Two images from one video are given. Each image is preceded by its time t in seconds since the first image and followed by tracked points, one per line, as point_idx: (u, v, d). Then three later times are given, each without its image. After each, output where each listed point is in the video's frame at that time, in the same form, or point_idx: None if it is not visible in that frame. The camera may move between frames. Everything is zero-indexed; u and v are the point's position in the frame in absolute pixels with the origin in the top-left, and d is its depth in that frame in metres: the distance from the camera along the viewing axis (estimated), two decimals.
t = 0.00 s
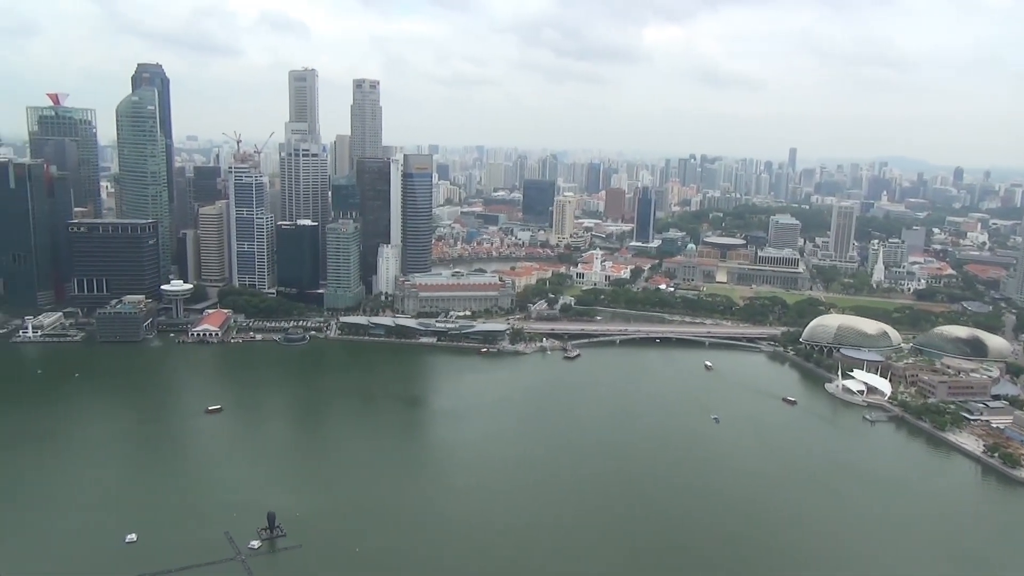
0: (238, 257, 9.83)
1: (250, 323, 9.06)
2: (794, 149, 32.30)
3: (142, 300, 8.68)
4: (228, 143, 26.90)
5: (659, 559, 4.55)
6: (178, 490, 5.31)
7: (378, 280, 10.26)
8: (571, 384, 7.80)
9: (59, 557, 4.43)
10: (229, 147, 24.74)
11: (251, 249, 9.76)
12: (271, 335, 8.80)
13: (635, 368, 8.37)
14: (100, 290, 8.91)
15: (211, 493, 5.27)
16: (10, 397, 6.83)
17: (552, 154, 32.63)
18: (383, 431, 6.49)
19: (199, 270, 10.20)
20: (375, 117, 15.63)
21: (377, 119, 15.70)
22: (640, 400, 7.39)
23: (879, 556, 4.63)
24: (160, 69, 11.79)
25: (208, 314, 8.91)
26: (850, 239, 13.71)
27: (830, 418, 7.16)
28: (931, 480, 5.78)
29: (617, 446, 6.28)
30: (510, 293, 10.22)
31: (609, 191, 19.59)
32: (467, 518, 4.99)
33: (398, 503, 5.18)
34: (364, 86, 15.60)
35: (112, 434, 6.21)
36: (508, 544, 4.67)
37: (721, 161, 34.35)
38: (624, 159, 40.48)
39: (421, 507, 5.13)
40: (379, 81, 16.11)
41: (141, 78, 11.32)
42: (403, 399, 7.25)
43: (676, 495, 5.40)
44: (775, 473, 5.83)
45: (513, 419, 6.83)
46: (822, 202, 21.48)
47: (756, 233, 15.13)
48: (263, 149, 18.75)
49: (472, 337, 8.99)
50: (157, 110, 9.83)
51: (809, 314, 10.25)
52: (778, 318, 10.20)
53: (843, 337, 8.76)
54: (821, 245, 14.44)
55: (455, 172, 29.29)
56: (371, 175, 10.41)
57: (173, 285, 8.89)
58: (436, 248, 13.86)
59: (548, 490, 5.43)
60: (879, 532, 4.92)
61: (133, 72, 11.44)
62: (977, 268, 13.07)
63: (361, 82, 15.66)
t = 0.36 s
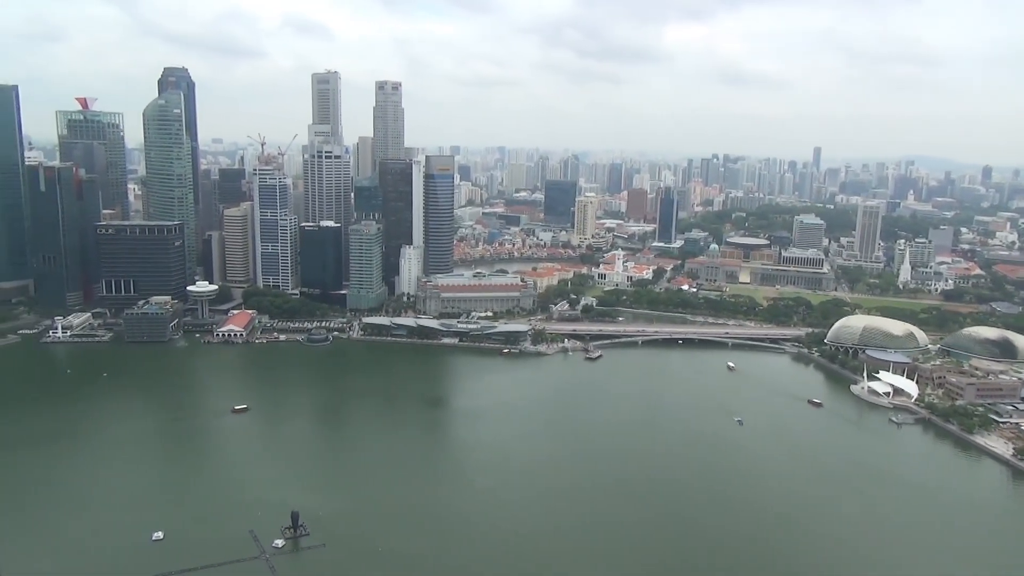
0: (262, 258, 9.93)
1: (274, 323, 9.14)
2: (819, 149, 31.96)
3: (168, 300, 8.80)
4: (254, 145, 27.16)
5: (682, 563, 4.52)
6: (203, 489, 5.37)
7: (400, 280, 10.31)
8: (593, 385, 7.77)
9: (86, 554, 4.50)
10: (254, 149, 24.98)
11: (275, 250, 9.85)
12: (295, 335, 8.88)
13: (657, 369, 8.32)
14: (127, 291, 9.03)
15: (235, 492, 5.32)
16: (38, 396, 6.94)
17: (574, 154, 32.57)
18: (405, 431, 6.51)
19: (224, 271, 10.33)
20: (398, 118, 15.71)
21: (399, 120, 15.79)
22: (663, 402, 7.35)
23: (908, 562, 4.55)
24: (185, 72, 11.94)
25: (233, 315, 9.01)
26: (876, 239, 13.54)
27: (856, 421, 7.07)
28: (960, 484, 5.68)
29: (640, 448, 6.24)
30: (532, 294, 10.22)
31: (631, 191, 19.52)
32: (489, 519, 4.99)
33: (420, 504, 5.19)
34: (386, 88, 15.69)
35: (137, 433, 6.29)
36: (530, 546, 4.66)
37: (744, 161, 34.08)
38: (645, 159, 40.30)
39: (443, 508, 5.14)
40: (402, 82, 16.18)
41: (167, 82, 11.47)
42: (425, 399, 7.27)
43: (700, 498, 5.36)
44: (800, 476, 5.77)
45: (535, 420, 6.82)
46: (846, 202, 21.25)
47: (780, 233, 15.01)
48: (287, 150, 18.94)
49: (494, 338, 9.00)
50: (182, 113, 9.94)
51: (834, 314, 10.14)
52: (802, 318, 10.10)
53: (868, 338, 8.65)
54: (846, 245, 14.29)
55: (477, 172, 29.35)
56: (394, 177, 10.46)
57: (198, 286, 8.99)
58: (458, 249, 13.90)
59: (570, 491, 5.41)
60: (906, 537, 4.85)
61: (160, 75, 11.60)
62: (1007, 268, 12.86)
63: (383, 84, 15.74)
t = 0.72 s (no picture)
0: (285, 259, 10.02)
1: (297, 324, 9.22)
2: (843, 148, 31.59)
3: (194, 301, 8.91)
4: (276, 147, 27.41)
5: (705, 566, 4.49)
6: (230, 488, 5.43)
7: (422, 281, 10.35)
8: (616, 386, 7.74)
9: (113, 551, 4.55)
10: (278, 151, 25.28)
11: (298, 252, 9.93)
12: (318, 336, 8.95)
13: (681, 371, 8.28)
14: (154, 292, 9.15)
15: (260, 492, 5.36)
16: (66, 395, 7.06)
17: (595, 155, 32.51)
18: (428, 432, 6.52)
19: (249, 272, 10.44)
20: (419, 120, 15.77)
21: (421, 122, 15.85)
22: (687, 404, 7.30)
23: (936, 568, 4.48)
24: (210, 76, 12.08)
25: (257, 316, 9.11)
26: (902, 239, 13.36)
27: (883, 423, 6.99)
28: (989, 488, 5.58)
29: (665, 450, 6.20)
30: (553, 294, 10.21)
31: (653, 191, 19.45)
32: (510, 521, 4.98)
33: (443, 504, 5.20)
34: (408, 89, 15.75)
35: (164, 432, 6.37)
36: (551, 547, 4.66)
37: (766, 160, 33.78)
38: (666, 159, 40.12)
39: (467, 509, 5.14)
40: (423, 84, 16.24)
41: (192, 85, 11.62)
42: (447, 399, 7.29)
43: (723, 500, 5.33)
44: (826, 478, 5.70)
45: (558, 421, 6.81)
46: (871, 201, 20.99)
47: (804, 233, 14.87)
48: (310, 153, 19.11)
49: (516, 338, 9.00)
50: (207, 116, 10.05)
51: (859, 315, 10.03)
52: (826, 319, 10.00)
53: (894, 339, 8.53)
54: (871, 245, 14.12)
55: (498, 173, 29.40)
56: (415, 178, 10.50)
57: (223, 287, 9.09)
58: (479, 250, 13.93)
59: (593, 493, 5.39)
60: (933, 542, 4.77)
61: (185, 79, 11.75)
62: None
63: (405, 85, 15.81)
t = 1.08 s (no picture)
0: (307, 262, 10.10)
1: (320, 326, 9.29)
2: (867, 148, 31.18)
3: (218, 304, 9.01)
4: (299, 151, 27.61)
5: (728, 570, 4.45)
6: (254, 488, 5.48)
7: (442, 284, 10.38)
8: (637, 389, 7.72)
9: (139, 550, 4.62)
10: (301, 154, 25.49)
11: (320, 255, 10.01)
12: (340, 338, 9.01)
13: (702, 373, 8.24)
14: (179, 294, 9.27)
15: (283, 492, 5.41)
16: (93, 396, 7.17)
17: (615, 156, 32.41)
18: (450, 433, 6.54)
19: (272, 275, 10.53)
20: (440, 123, 15.82)
21: (441, 125, 15.90)
22: (709, 406, 7.25)
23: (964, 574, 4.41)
24: (234, 81, 12.22)
25: (280, 318, 9.19)
26: (928, 240, 13.17)
27: (909, 426, 6.90)
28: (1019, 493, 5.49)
29: (687, 452, 6.17)
30: (574, 296, 10.20)
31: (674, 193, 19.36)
32: (532, 522, 4.98)
33: (465, 506, 5.22)
34: (429, 92, 15.82)
35: (189, 433, 6.43)
36: (572, 549, 4.66)
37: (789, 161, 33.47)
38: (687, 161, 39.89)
39: (489, 510, 5.15)
40: (444, 87, 16.30)
41: (216, 90, 11.77)
42: (469, 401, 7.31)
43: (746, 503, 5.29)
44: (851, 482, 5.64)
45: (580, 423, 6.79)
46: (896, 202, 20.71)
47: (827, 234, 14.72)
48: (330, 156, 19.25)
49: (537, 341, 9.00)
50: (231, 121, 10.17)
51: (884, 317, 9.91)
52: (851, 321, 9.90)
53: (920, 341, 8.42)
54: (896, 246, 13.94)
55: (518, 176, 29.39)
56: (436, 181, 10.55)
57: (247, 290, 9.18)
58: (500, 252, 13.96)
59: (615, 495, 5.38)
60: (961, 548, 4.70)
61: (210, 84, 11.90)
62: None
63: (426, 89, 15.89)
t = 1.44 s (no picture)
0: (330, 264, 10.18)
1: (342, 328, 9.35)
2: (893, 149, 30.72)
3: (242, 305, 9.11)
4: (322, 154, 27.82)
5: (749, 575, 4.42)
6: (277, 487, 5.53)
7: (464, 286, 10.42)
8: (658, 392, 7.69)
9: (164, 547, 4.68)
10: (324, 157, 25.72)
11: (343, 257, 10.09)
12: (362, 339, 9.06)
13: (724, 376, 8.18)
14: (204, 296, 9.38)
15: (305, 492, 5.46)
16: (119, 395, 7.28)
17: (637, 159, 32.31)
18: (471, 435, 6.56)
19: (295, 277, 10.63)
20: (462, 125, 15.86)
21: (463, 128, 15.96)
22: (731, 410, 7.21)
23: None
24: (259, 84, 12.36)
25: (303, 320, 9.27)
26: (956, 243, 12.97)
27: (935, 432, 6.81)
28: None
29: (709, 457, 6.13)
30: (595, 299, 10.18)
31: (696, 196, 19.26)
32: (551, 524, 4.99)
33: (485, 508, 5.23)
34: (451, 95, 15.88)
35: (213, 433, 6.51)
36: (592, 553, 4.65)
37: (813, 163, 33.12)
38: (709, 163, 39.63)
39: (509, 512, 5.16)
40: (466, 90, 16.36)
41: (241, 94, 11.91)
42: (489, 403, 7.32)
43: (768, 508, 5.25)
44: (875, 488, 5.58)
45: (600, 426, 6.78)
46: (923, 205, 20.43)
47: (852, 237, 14.56)
48: (354, 159, 19.39)
49: (558, 343, 8.99)
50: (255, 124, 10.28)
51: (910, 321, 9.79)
52: (875, 325, 9.79)
53: (947, 346, 8.27)
54: (923, 249, 13.76)
55: (540, 178, 29.38)
56: (457, 183, 10.59)
57: (270, 292, 9.27)
58: (522, 255, 13.98)
59: (635, 499, 5.36)
60: (987, 557, 4.63)
61: (235, 88, 12.05)
62: None
63: (448, 92, 15.95)
